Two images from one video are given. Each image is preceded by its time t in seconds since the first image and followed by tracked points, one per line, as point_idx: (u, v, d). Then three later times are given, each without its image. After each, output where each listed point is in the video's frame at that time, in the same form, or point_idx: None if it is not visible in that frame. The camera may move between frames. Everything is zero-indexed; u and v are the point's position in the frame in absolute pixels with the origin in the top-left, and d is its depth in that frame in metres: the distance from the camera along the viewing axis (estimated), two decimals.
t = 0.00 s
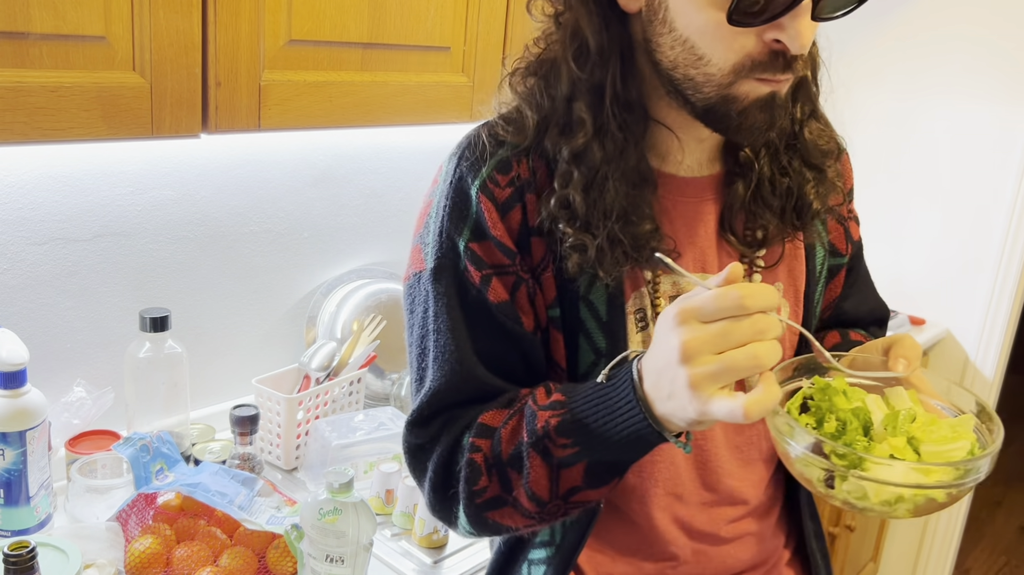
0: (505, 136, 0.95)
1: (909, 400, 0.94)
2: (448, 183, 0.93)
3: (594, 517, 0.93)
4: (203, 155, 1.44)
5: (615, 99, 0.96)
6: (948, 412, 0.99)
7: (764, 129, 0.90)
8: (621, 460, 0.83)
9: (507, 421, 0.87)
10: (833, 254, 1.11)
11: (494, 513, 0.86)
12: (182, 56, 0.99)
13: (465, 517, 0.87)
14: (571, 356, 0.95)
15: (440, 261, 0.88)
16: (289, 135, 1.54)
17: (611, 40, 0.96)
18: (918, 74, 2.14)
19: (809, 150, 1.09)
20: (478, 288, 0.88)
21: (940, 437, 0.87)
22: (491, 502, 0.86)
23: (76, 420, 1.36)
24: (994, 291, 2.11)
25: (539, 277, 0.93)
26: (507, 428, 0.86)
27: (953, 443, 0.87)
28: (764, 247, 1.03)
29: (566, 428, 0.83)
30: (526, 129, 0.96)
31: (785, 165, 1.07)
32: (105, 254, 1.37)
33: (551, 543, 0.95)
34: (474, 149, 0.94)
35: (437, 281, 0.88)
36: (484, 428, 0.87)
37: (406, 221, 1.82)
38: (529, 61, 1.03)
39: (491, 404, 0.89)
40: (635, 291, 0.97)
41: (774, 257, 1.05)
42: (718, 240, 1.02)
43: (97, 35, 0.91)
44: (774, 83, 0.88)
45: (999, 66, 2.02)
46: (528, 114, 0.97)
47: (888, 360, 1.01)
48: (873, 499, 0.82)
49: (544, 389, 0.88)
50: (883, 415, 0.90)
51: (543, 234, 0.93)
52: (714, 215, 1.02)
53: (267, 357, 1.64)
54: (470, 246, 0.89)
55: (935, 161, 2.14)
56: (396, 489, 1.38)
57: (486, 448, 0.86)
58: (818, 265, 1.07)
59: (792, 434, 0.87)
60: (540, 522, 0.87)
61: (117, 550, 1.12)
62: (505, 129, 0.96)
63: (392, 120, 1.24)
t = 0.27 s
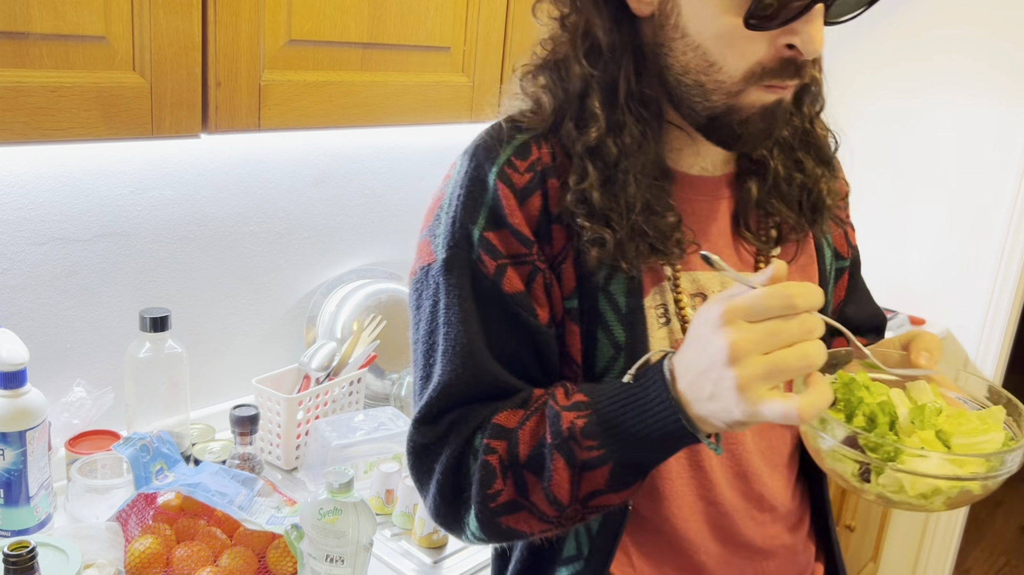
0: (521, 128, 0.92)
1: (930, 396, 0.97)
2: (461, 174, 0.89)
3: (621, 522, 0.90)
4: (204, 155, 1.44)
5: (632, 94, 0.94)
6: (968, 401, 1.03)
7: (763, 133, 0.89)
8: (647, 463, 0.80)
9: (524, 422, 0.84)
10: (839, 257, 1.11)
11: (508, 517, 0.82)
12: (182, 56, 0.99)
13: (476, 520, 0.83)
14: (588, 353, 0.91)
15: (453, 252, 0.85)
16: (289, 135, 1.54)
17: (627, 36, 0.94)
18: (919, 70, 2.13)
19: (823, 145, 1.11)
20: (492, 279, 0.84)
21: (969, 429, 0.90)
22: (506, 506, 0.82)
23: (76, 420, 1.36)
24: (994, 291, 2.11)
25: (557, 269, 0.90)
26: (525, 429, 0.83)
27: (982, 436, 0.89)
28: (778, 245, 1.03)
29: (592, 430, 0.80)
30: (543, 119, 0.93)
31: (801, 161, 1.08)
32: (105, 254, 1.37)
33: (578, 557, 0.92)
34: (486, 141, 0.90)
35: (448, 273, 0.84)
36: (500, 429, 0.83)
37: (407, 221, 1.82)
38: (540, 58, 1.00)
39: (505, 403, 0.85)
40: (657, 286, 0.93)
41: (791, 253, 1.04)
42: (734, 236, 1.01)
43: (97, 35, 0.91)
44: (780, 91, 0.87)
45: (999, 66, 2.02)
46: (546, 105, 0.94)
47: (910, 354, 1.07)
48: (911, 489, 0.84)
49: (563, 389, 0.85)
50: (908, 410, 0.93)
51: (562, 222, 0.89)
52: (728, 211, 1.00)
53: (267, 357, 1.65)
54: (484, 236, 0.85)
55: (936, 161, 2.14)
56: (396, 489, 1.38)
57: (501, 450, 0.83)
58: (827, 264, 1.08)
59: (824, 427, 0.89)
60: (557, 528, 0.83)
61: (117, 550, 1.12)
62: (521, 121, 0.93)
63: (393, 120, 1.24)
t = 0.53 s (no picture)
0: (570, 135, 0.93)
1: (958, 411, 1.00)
2: (505, 178, 0.89)
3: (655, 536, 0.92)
4: (203, 154, 1.44)
5: (687, 100, 0.94)
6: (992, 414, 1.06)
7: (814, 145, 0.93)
8: (689, 481, 0.80)
9: (565, 434, 0.83)
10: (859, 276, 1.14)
11: (544, 529, 0.81)
12: (182, 56, 0.99)
13: (509, 530, 0.82)
14: (624, 365, 0.92)
15: (496, 257, 0.85)
16: (289, 135, 1.54)
17: (681, 47, 0.95)
18: (922, 69, 2.14)
19: (851, 169, 1.13)
20: (536, 284, 0.85)
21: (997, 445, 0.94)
22: (543, 518, 0.81)
23: (76, 420, 1.36)
24: (994, 291, 2.11)
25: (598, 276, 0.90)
26: (566, 440, 0.82)
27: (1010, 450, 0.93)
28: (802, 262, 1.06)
29: (638, 447, 0.80)
30: (591, 126, 0.94)
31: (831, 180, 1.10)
32: (105, 254, 1.37)
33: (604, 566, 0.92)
34: (534, 146, 0.91)
35: (491, 276, 0.84)
36: (539, 439, 0.82)
37: (407, 222, 1.82)
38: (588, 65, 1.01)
39: (544, 413, 0.84)
40: (690, 296, 0.96)
41: (812, 270, 1.08)
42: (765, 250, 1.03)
43: (97, 35, 0.91)
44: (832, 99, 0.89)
45: (1001, 66, 2.02)
46: (596, 110, 0.95)
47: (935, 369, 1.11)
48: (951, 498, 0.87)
49: (604, 402, 0.85)
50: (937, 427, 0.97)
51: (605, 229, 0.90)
52: (759, 226, 1.03)
53: (267, 357, 1.65)
54: (529, 241, 0.85)
55: (938, 160, 2.14)
56: (396, 489, 1.38)
57: (540, 460, 0.81)
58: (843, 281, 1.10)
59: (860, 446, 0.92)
60: (592, 541, 0.83)
61: (117, 550, 1.12)
62: (569, 127, 0.94)
63: (393, 120, 1.24)
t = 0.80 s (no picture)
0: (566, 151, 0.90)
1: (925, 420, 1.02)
2: (500, 194, 0.87)
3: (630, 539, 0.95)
4: (203, 155, 1.44)
5: (690, 117, 0.90)
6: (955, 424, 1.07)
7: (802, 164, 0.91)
8: (678, 498, 0.81)
9: (558, 449, 0.82)
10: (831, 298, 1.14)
11: (533, 540, 0.82)
12: (182, 56, 0.99)
13: (498, 542, 0.82)
14: (605, 384, 0.90)
15: (490, 275, 0.83)
16: (289, 135, 1.54)
17: (684, 66, 0.91)
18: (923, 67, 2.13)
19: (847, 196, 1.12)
20: (529, 304, 0.83)
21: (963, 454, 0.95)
22: (532, 530, 0.81)
23: (76, 420, 1.36)
24: (994, 291, 2.11)
25: (588, 298, 0.87)
26: (558, 456, 0.82)
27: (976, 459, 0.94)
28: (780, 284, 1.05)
29: (629, 465, 0.81)
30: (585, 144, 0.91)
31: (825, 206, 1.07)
32: (104, 254, 1.37)
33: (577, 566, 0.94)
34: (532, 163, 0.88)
35: (485, 295, 0.82)
36: (532, 454, 0.81)
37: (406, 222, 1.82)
38: (592, 75, 0.97)
39: (533, 431, 0.83)
40: (673, 314, 0.95)
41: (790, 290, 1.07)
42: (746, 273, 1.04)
43: (96, 35, 0.91)
44: (824, 120, 0.86)
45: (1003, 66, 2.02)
46: (596, 127, 0.92)
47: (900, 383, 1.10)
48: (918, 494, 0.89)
49: (595, 421, 0.85)
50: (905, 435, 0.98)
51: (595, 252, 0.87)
52: (740, 246, 1.03)
53: (267, 357, 1.65)
54: (523, 262, 0.84)
55: (937, 160, 2.14)
56: (396, 489, 1.38)
57: (532, 475, 0.81)
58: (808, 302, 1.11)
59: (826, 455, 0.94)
60: (579, 553, 0.84)
61: (117, 550, 1.12)
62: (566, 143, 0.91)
63: (393, 120, 1.24)
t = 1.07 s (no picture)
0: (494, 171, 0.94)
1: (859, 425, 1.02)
2: (429, 212, 0.91)
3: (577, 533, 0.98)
4: (204, 155, 1.44)
5: (600, 140, 0.94)
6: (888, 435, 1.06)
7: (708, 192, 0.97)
8: (619, 503, 0.85)
9: (507, 457, 0.86)
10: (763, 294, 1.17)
11: (487, 543, 0.86)
12: (183, 56, 0.99)
13: (455, 544, 0.86)
14: (536, 379, 0.96)
15: (423, 286, 0.87)
16: (289, 136, 1.54)
17: (601, 89, 0.94)
18: (922, 66, 2.12)
19: (757, 203, 1.16)
20: (459, 311, 0.87)
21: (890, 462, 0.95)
22: (486, 533, 0.85)
23: (76, 420, 1.36)
24: (994, 291, 2.11)
25: (515, 299, 0.92)
26: (508, 464, 0.86)
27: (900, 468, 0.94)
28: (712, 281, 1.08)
29: (575, 477, 0.84)
30: (511, 162, 0.94)
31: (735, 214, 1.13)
32: (105, 254, 1.37)
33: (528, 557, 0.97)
34: (458, 178, 0.93)
35: (419, 304, 0.86)
36: (482, 463, 0.85)
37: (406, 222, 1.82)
38: (519, 91, 1.01)
39: (484, 438, 0.87)
40: (601, 313, 0.99)
41: (719, 290, 1.10)
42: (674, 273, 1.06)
43: (97, 35, 0.91)
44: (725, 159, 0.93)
45: (1002, 67, 2.02)
46: (517, 149, 0.95)
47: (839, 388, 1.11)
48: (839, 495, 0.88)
49: (543, 430, 0.88)
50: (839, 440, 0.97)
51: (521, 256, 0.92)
52: (670, 247, 1.06)
53: (267, 357, 1.65)
54: (452, 271, 0.88)
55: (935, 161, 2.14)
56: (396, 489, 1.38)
57: (484, 482, 0.85)
58: (750, 301, 1.15)
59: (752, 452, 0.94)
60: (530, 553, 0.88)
61: (117, 550, 1.12)
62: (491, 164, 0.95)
63: (393, 121, 1.24)
